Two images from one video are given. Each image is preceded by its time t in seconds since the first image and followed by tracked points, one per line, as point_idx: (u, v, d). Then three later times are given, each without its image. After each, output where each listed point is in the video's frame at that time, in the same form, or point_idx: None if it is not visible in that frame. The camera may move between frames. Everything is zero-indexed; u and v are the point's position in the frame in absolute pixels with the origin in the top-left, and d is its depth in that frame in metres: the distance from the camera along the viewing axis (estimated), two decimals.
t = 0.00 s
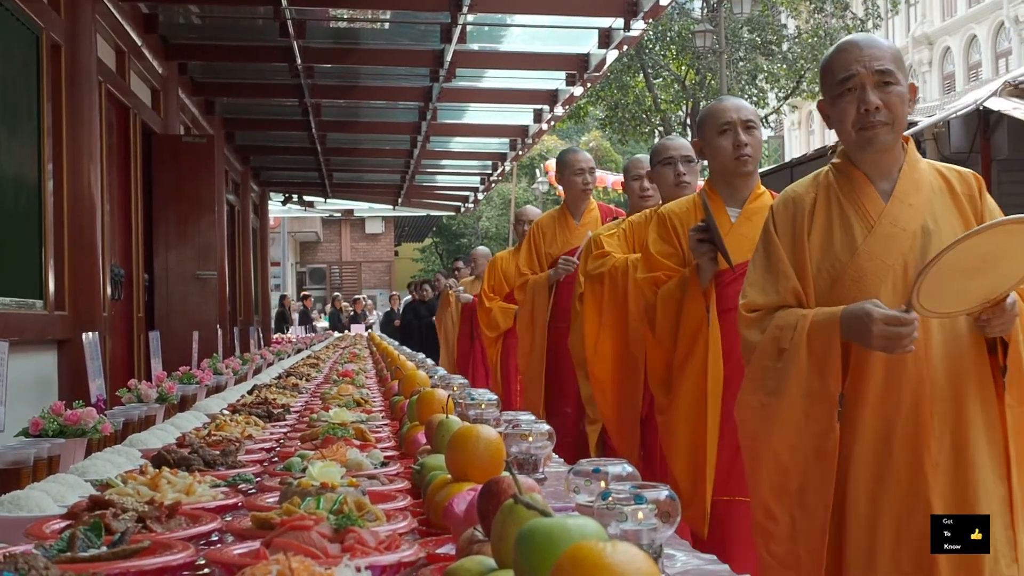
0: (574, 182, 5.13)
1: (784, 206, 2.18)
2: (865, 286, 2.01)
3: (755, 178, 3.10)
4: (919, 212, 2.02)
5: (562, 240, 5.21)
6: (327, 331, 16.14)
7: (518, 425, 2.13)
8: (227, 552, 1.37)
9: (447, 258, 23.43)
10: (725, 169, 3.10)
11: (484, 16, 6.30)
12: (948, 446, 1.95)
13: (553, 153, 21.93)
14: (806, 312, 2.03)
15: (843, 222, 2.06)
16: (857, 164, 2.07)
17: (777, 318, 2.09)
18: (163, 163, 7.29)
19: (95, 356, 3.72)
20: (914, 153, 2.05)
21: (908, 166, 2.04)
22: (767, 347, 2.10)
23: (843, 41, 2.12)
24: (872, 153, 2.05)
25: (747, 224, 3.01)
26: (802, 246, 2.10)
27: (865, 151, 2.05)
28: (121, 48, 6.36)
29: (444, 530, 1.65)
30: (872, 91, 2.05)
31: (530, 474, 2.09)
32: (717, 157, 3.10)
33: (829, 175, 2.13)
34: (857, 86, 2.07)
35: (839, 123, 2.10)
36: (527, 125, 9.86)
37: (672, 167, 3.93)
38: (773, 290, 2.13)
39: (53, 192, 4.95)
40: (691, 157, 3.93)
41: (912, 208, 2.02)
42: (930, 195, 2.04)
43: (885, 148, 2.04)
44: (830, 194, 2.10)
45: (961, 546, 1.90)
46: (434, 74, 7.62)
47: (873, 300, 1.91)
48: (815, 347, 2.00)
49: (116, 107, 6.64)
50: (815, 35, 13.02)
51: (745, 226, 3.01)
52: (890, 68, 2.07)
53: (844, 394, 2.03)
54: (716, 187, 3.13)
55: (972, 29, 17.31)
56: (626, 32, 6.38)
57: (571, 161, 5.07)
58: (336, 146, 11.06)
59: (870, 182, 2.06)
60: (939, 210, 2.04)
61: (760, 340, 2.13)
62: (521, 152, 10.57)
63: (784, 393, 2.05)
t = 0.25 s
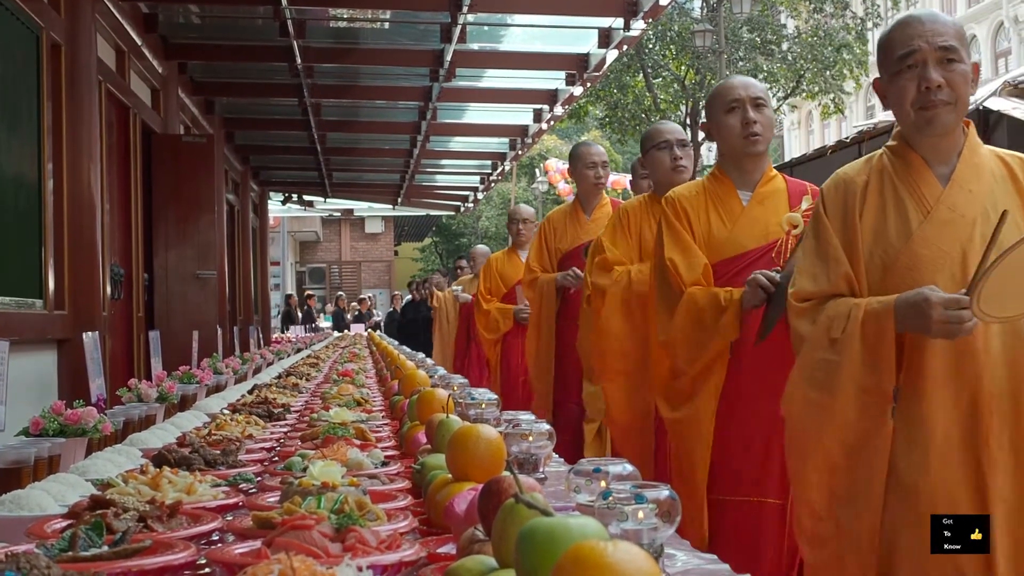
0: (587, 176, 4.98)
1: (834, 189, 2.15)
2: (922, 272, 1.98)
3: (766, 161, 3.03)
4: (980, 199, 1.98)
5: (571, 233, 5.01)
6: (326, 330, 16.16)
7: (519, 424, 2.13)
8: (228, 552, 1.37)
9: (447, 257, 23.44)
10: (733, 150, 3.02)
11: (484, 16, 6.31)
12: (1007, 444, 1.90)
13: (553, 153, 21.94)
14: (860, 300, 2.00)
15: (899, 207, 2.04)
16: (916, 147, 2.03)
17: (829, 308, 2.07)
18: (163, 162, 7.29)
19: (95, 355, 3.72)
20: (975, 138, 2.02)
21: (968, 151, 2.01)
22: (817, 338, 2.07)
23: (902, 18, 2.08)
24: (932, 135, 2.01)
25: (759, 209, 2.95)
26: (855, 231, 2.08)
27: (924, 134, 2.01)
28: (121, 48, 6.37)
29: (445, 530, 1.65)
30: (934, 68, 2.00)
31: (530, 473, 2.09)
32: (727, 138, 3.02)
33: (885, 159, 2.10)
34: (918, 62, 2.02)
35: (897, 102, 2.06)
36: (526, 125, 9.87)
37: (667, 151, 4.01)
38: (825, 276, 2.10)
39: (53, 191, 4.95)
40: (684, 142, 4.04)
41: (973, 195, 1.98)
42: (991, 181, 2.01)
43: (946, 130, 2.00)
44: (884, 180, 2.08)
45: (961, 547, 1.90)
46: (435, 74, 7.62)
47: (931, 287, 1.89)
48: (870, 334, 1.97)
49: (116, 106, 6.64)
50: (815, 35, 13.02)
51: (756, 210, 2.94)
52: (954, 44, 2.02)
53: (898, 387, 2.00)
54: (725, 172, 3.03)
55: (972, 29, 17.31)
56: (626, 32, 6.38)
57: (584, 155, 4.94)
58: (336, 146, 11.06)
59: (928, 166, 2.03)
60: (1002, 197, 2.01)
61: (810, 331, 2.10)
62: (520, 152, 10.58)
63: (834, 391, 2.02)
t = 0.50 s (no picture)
0: (590, 174, 4.94)
1: (869, 181, 2.16)
2: (961, 269, 2.00)
3: (787, 150, 2.86)
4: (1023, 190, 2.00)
5: (576, 233, 5.00)
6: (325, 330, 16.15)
7: (517, 424, 2.13)
8: (226, 551, 1.37)
9: (446, 257, 23.43)
10: (752, 138, 2.86)
11: (484, 15, 6.31)
12: None
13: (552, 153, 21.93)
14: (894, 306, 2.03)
15: (937, 200, 2.05)
16: (957, 138, 2.05)
17: (860, 313, 2.10)
18: (162, 161, 7.28)
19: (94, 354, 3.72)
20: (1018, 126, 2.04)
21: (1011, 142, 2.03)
22: (850, 348, 2.11)
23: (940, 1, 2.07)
24: (971, 127, 2.02)
25: (777, 200, 2.79)
26: (889, 230, 2.10)
27: (967, 122, 2.01)
28: (120, 47, 6.37)
29: (443, 529, 1.65)
30: (976, 51, 1.99)
31: (529, 473, 2.09)
32: (745, 124, 2.86)
33: (925, 149, 2.11)
34: (958, 46, 2.01)
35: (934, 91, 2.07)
36: (525, 124, 9.87)
37: (679, 145, 3.84)
38: (856, 277, 2.13)
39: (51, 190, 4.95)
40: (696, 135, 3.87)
41: (1014, 187, 2.00)
42: None
43: (986, 120, 2.01)
44: (922, 174, 2.09)
45: (960, 547, 1.93)
46: (434, 73, 7.61)
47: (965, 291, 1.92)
48: (904, 345, 2.01)
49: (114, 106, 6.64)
50: (814, 34, 13.01)
51: (773, 203, 2.79)
52: (996, 26, 2.00)
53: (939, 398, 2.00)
54: (742, 161, 2.88)
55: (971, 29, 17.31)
56: (626, 31, 6.38)
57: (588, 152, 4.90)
58: (335, 145, 11.06)
59: (970, 157, 2.04)
60: None
61: (841, 337, 2.13)
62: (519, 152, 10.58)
63: (872, 408, 2.05)
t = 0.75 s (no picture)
0: (586, 173, 4.94)
1: (892, 182, 2.00)
2: (1008, 270, 1.84)
3: (821, 150, 2.75)
4: None
5: (575, 235, 4.97)
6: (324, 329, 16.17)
7: (516, 424, 2.13)
8: (223, 551, 1.37)
9: (445, 257, 23.46)
10: (784, 138, 2.75)
11: (483, 15, 6.32)
12: None
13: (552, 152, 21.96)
14: (935, 313, 1.85)
15: (973, 199, 1.90)
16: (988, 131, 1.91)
17: (895, 323, 1.91)
18: (161, 161, 7.28)
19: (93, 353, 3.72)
20: None
21: None
22: (884, 361, 1.92)
23: None
24: (1002, 117, 1.89)
25: (810, 202, 2.69)
26: (922, 233, 1.93)
27: (994, 114, 1.89)
28: (119, 47, 6.37)
29: (441, 529, 1.65)
30: (1001, 36, 1.85)
31: (528, 473, 2.08)
32: (778, 123, 2.76)
33: (948, 150, 1.96)
34: (981, 32, 1.87)
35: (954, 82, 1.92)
36: (525, 124, 9.88)
37: (709, 139, 3.54)
38: (887, 289, 1.94)
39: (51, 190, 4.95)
40: (731, 129, 3.56)
41: None
42: None
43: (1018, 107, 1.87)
44: (951, 171, 1.94)
45: (960, 547, 1.81)
46: (433, 73, 7.61)
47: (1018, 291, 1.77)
48: (948, 356, 1.84)
49: (113, 105, 6.63)
50: (814, 34, 13.02)
51: (807, 204, 2.68)
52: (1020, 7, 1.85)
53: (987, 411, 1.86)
54: (774, 161, 2.77)
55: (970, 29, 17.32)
56: (625, 31, 6.39)
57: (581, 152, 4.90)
58: (335, 145, 11.08)
59: (1000, 151, 1.91)
60: None
61: (876, 351, 1.93)
62: (519, 151, 10.59)
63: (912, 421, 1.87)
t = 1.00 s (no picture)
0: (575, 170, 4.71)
1: (916, 160, 2.02)
2: None
3: (860, 131, 2.58)
4: None
5: (567, 229, 4.81)
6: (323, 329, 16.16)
7: (515, 424, 2.13)
8: (223, 551, 1.37)
9: (444, 256, 23.44)
10: (821, 120, 2.58)
11: (481, 15, 6.32)
12: None
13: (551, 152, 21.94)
14: (974, 292, 1.86)
15: (1001, 178, 1.92)
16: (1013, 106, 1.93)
17: (926, 304, 1.91)
18: (160, 161, 7.28)
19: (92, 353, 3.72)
20: None
21: None
22: (915, 344, 1.91)
23: None
24: None
25: (849, 186, 2.52)
26: (949, 215, 1.95)
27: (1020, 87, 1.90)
28: (117, 46, 6.35)
29: (441, 529, 1.65)
30: None
31: (528, 473, 2.08)
32: (814, 103, 2.59)
33: (972, 125, 1.98)
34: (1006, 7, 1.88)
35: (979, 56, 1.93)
36: (524, 124, 9.88)
37: (728, 123, 3.27)
38: (916, 269, 1.95)
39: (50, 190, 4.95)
40: (750, 111, 3.27)
41: None
42: None
43: None
44: (977, 148, 1.96)
45: (958, 549, 1.84)
46: (432, 72, 7.60)
47: None
48: (988, 339, 1.85)
49: (111, 105, 6.61)
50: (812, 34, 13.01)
51: (845, 188, 2.52)
52: None
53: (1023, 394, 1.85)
54: (811, 145, 2.61)
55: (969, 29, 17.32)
56: (624, 31, 6.39)
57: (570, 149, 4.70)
58: (334, 145, 11.07)
59: None
60: None
61: (906, 335, 1.93)
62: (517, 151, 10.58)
63: (948, 406, 1.87)
